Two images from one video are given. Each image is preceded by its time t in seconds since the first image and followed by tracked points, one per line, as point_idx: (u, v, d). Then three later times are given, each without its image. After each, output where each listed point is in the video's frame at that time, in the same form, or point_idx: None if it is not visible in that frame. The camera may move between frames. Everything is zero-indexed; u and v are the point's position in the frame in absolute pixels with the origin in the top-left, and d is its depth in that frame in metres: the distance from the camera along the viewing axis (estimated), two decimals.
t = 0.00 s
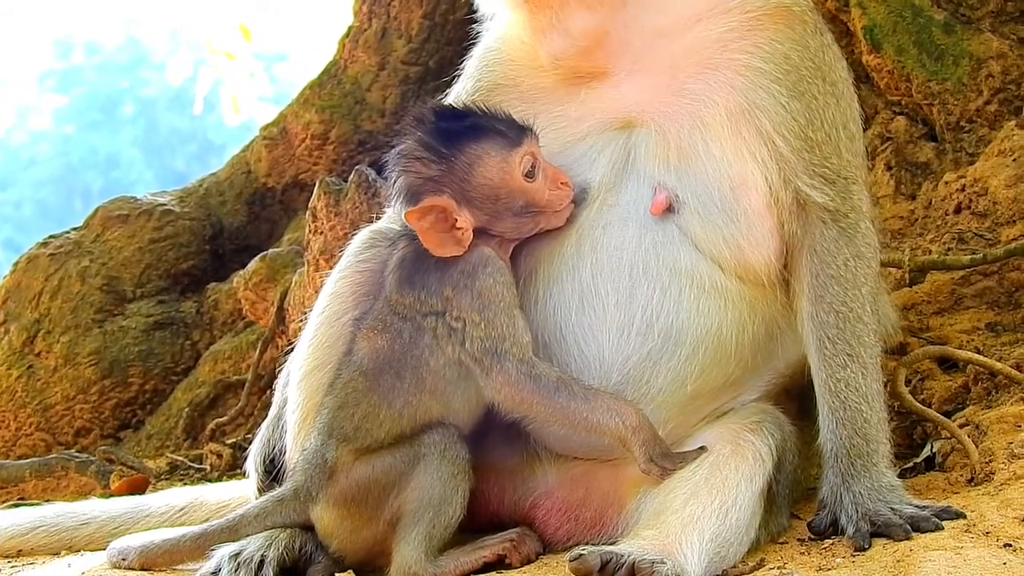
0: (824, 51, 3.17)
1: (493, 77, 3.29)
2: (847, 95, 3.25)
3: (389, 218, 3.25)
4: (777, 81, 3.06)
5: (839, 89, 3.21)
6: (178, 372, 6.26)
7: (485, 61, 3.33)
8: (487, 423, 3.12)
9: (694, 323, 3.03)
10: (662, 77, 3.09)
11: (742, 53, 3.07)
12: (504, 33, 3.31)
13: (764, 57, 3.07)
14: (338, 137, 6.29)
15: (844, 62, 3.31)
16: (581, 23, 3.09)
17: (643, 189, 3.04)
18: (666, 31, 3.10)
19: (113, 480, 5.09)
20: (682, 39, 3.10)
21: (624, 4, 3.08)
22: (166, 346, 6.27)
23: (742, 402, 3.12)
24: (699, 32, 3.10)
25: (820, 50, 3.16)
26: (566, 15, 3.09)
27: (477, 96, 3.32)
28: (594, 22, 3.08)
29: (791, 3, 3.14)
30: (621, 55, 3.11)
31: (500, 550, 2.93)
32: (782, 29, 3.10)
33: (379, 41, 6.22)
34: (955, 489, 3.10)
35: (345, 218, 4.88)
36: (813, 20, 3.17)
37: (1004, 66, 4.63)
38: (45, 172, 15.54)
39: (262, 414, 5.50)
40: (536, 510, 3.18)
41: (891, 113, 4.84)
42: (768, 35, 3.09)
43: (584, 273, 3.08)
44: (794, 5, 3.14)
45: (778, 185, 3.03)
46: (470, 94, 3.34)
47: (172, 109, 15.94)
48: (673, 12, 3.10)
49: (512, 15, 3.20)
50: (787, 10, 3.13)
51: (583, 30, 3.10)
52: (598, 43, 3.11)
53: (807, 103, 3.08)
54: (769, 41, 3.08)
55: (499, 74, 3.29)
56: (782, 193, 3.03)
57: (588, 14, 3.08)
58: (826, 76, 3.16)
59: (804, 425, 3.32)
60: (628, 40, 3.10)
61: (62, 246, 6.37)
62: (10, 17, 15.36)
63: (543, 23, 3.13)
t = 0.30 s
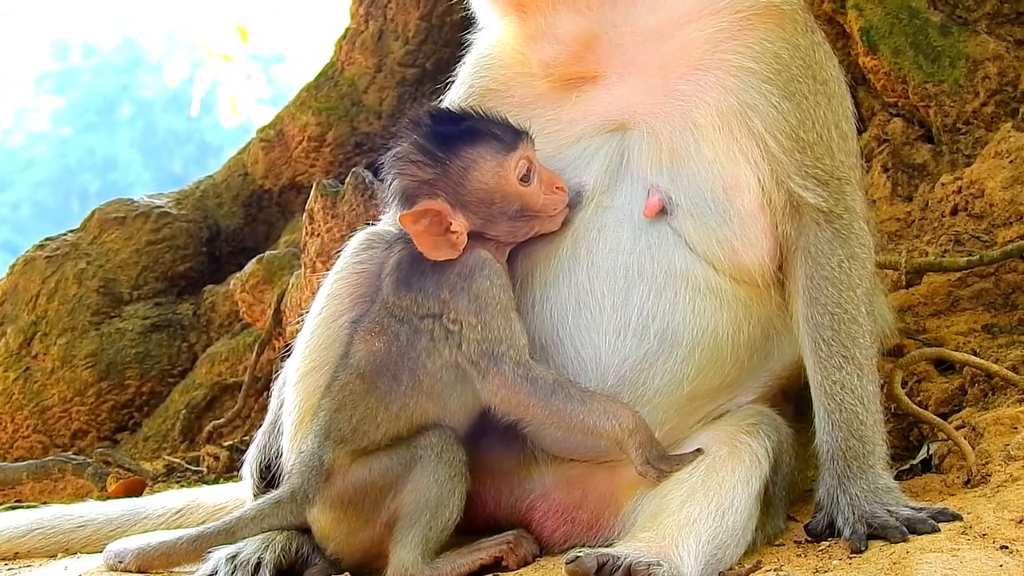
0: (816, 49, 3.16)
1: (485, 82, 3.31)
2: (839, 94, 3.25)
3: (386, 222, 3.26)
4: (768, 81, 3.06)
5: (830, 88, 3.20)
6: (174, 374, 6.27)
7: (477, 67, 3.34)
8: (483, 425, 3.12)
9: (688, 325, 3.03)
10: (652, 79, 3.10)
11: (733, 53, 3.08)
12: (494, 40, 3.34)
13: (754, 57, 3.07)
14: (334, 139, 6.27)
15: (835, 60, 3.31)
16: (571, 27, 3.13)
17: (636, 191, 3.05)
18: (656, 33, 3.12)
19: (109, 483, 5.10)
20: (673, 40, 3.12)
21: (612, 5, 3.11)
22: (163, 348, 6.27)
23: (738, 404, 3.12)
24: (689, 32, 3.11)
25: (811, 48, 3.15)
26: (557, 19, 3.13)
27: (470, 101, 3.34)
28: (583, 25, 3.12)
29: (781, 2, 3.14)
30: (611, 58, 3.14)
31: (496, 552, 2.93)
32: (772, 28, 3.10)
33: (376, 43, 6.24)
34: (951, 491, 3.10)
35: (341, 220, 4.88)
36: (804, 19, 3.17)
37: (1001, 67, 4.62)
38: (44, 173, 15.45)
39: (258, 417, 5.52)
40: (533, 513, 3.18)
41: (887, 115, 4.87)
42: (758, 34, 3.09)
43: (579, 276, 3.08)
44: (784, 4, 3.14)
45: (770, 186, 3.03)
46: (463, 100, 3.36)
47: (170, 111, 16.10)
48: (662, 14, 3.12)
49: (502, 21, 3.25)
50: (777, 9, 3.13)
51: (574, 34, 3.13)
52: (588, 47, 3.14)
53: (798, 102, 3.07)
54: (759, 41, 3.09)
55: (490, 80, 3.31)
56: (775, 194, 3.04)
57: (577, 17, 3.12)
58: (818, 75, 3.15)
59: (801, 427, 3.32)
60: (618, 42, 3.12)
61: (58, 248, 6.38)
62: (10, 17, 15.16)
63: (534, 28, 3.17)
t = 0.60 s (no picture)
0: (810, 50, 3.17)
1: (480, 86, 3.32)
2: (833, 94, 3.26)
3: (384, 224, 3.26)
4: (763, 83, 3.06)
5: (825, 89, 3.21)
6: (172, 375, 6.28)
7: (473, 71, 3.36)
8: (480, 427, 3.12)
9: (685, 327, 3.03)
10: (647, 80, 3.11)
11: (727, 54, 3.08)
12: (488, 44, 3.35)
13: (749, 58, 3.08)
14: (332, 141, 6.28)
15: (829, 60, 3.32)
16: (564, 29, 3.15)
17: (632, 194, 3.05)
18: (650, 34, 3.13)
19: (107, 484, 5.10)
20: (667, 40, 3.12)
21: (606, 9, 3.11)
22: (161, 350, 6.28)
23: (734, 407, 3.12)
24: (684, 33, 3.11)
25: (805, 49, 3.16)
26: (549, 21, 3.15)
27: (466, 105, 3.34)
28: (576, 27, 3.14)
29: (775, 3, 3.15)
30: (606, 59, 3.15)
31: (493, 554, 2.93)
32: (766, 29, 3.11)
33: (374, 45, 6.24)
34: (947, 493, 3.10)
35: (339, 221, 4.89)
36: (797, 20, 3.18)
37: (998, 70, 4.64)
38: (44, 174, 15.42)
39: (256, 419, 5.52)
40: (529, 515, 3.18)
41: (885, 117, 4.86)
42: (752, 35, 3.10)
43: (575, 278, 3.08)
44: (778, 5, 3.15)
45: (766, 188, 3.03)
46: (459, 104, 3.36)
47: (170, 111, 16.01)
48: (657, 13, 3.12)
49: (495, 25, 3.26)
50: (771, 10, 3.14)
51: (567, 36, 3.15)
52: (581, 49, 3.16)
53: (793, 104, 3.07)
54: (753, 42, 3.09)
55: (486, 83, 3.32)
56: (771, 195, 3.04)
57: (570, 19, 3.13)
58: (812, 76, 3.16)
59: (797, 429, 3.32)
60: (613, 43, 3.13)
61: (56, 250, 6.39)
62: (11, 17, 15.30)
63: (527, 31, 3.19)
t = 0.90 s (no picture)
0: (803, 51, 3.17)
1: (473, 90, 3.32)
2: (826, 95, 3.26)
3: (376, 227, 3.25)
4: (756, 84, 3.06)
5: (818, 90, 3.21)
6: (165, 379, 6.27)
7: (465, 76, 3.36)
8: (473, 431, 3.12)
9: (678, 330, 3.02)
10: (639, 83, 3.11)
11: (720, 56, 3.08)
12: (481, 49, 3.34)
13: (741, 60, 3.08)
14: (325, 145, 6.28)
15: (822, 61, 3.32)
16: (558, 37, 3.13)
17: (625, 196, 3.05)
18: (641, 37, 3.13)
19: (100, 489, 5.09)
20: (659, 42, 3.12)
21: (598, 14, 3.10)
22: (154, 353, 6.28)
23: (727, 410, 3.12)
24: (676, 35, 3.11)
25: (798, 50, 3.16)
26: (543, 28, 3.13)
27: (459, 109, 3.35)
28: (569, 34, 3.12)
29: (768, 4, 3.15)
30: (598, 62, 3.15)
31: (486, 557, 2.94)
32: (758, 31, 3.11)
33: (367, 48, 6.24)
34: (941, 496, 3.09)
35: (332, 225, 4.89)
36: (791, 21, 3.18)
37: (991, 73, 4.65)
38: (37, 178, 15.26)
39: (249, 423, 5.52)
40: (522, 518, 3.18)
41: (878, 120, 4.85)
42: (746, 37, 3.10)
43: (568, 281, 3.08)
44: (771, 6, 3.15)
45: (760, 190, 3.03)
46: (452, 108, 3.37)
47: (163, 117, 15.81)
48: (649, 16, 3.12)
49: (489, 31, 3.24)
50: (764, 11, 3.14)
51: (561, 43, 3.14)
52: (574, 56, 3.15)
53: (786, 105, 3.07)
54: (746, 43, 3.09)
55: (478, 88, 3.32)
56: (765, 198, 3.04)
57: (565, 27, 3.12)
58: (805, 77, 3.16)
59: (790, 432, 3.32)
60: (604, 46, 3.13)
61: (49, 254, 6.41)
62: (10, 17, 15.39)
63: (520, 39, 3.18)
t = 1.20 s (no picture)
0: (800, 53, 3.17)
1: (469, 93, 3.32)
2: (823, 96, 3.25)
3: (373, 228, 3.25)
4: (752, 86, 3.06)
5: (814, 92, 3.21)
6: (161, 380, 6.26)
7: (461, 79, 3.36)
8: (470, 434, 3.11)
9: (675, 332, 3.02)
10: (636, 84, 3.11)
11: (716, 58, 3.08)
12: (477, 51, 3.35)
13: (738, 61, 3.08)
14: (321, 146, 6.27)
15: (819, 63, 3.31)
16: (552, 35, 3.16)
17: (622, 198, 3.04)
18: (638, 38, 3.12)
19: (96, 489, 5.09)
20: (656, 43, 3.11)
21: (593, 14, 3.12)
22: (150, 354, 6.27)
23: (724, 412, 3.11)
24: (673, 37, 3.11)
25: (795, 51, 3.16)
26: (538, 27, 3.17)
27: (455, 111, 3.34)
28: (564, 33, 3.15)
29: (764, 5, 3.14)
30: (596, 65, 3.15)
31: (483, 558, 2.93)
32: (755, 32, 3.11)
33: (364, 49, 6.24)
34: (938, 498, 3.09)
35: (328, 226, 4.88)
36: (787, 22, 3.18)
37: (987, 75, 4.64)
38: (32, 179, 15.20)
39: (246, 423, 5.52)
40: (518, 519, 3.18)
41: (875, 122, 4.84)
42: (742, 38, 3.10)
43: (565, 283, 3.07)
44: (768, 7, 3.14)
45: (756, 192, 3.03)
46: (448, 111, 3.36)
47: (158, 117, 15.80)
48: (647, 16, 3.11)
49: (484, 31, 3.26)
50: (761, 12, 3.13)
51: (555, 41, 3.17)
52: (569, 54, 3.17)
53: (783, 107, 3.07)
54: (742, 44, 3.09)
55: (474, 90, 3.32)
56: (761, 200, 3.04)
57: (558, 25, 3.15)
58: (802, 78, 3.15)
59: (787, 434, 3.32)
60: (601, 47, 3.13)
61: (45, 254, 6.40)
62: (10, 16, 15.38)
63: (516, 36, 3.21)
